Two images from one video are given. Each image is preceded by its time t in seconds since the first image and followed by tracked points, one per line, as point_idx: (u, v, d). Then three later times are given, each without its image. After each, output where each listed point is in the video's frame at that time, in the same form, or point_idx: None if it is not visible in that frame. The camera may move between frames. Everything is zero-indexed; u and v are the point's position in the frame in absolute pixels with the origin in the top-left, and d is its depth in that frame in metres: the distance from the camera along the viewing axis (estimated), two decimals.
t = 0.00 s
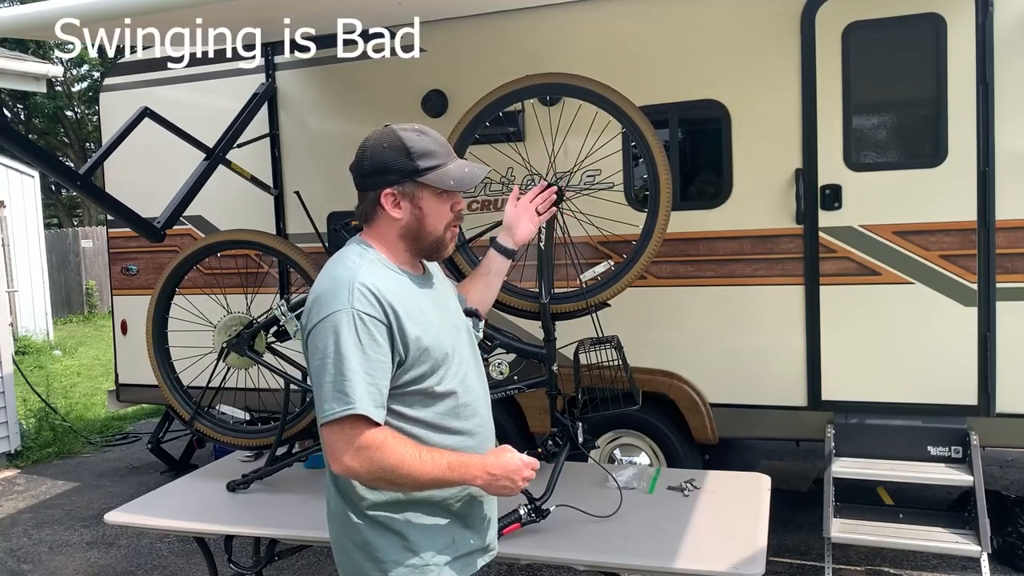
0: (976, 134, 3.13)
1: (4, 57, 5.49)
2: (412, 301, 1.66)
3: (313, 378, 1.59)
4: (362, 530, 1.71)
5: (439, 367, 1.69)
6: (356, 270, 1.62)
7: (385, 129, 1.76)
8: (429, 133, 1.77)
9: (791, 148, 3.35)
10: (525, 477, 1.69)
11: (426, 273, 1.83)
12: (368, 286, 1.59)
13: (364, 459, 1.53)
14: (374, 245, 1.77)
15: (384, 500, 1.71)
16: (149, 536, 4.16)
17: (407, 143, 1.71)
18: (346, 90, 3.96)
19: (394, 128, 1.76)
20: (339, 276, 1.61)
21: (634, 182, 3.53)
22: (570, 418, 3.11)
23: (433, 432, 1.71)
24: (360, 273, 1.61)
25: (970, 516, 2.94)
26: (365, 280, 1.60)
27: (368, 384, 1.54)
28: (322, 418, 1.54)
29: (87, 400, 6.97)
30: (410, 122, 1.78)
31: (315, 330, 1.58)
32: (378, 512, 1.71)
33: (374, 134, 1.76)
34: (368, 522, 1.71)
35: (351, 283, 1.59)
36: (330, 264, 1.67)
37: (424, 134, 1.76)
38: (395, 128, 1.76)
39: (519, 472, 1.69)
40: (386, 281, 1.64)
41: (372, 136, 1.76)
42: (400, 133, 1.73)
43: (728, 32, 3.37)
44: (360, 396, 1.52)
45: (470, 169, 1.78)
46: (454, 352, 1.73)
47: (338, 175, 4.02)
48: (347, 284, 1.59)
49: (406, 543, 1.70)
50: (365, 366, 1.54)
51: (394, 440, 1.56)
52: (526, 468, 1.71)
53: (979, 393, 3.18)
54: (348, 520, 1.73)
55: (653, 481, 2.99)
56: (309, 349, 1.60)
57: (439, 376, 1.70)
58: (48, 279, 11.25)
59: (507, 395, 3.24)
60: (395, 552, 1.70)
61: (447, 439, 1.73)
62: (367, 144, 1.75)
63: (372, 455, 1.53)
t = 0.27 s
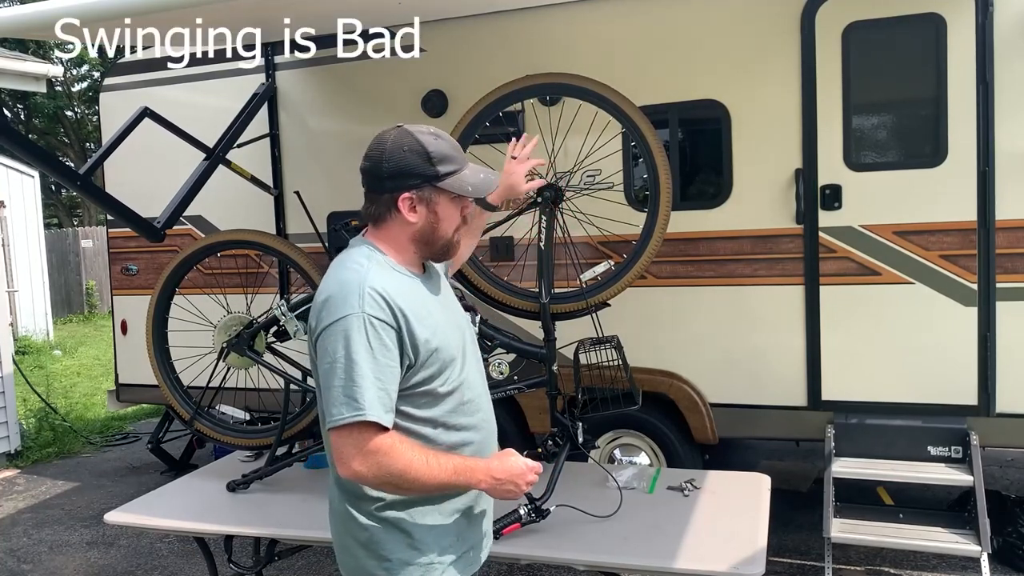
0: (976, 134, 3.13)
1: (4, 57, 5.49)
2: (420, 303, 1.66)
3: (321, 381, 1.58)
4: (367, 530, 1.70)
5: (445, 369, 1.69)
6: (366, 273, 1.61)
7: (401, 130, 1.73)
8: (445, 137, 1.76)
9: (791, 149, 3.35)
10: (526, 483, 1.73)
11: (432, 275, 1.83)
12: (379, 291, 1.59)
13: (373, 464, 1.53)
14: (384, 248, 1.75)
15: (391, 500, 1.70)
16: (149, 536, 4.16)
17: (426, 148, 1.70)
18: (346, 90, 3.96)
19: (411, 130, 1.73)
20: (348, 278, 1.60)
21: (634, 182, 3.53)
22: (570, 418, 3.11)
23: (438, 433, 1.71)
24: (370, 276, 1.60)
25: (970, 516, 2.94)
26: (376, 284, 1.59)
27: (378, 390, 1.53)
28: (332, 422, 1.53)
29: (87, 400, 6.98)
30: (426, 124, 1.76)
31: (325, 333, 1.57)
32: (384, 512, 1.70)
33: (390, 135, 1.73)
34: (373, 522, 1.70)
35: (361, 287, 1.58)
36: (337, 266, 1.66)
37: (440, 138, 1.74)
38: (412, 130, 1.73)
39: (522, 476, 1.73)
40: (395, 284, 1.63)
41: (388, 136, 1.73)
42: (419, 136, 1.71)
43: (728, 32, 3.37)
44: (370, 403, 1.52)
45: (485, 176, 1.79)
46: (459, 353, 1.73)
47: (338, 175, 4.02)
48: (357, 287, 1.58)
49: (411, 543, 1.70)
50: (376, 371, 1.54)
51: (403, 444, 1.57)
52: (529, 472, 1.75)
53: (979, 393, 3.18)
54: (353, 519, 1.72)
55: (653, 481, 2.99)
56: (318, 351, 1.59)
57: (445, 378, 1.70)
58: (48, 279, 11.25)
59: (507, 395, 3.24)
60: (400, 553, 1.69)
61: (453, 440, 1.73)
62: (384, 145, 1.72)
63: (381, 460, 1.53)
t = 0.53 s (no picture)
0: (976, 134, 3.13)
1: (4, 57, 5.49)
2: (433, 312, 1.65)
3: (335, 391, 1.56)
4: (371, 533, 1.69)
5: (453, 377, 1.69)
6: (383, 282, 1.59)
7: (437, 141, 1.72)
8: (477, 154, 1.76)
9: (791, 149, 3.35)
10: (532, 493, 1.74)
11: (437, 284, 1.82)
12: (397, 302, 1.57)
13: (385, 476, 1.53)
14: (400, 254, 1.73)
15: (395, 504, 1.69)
16: (149, 536, 4.16)
17: (464, 166, 1.70)
18: (346, 90, 3.96)
19: (447, 143, 1.72)
20: (365, 287, 1.58)
21: (634, 182, 3.53)
22: (570, 418, 3.11)
23: (447, 438, 1.71)
24: (388, 286, 1.58)
25: (971, 516, 2.94)
26: (394, 294, 1.58)
27: (395, 403, 1.52)
28: (347, 434, 1.52)
29: (87, 400, 6.98)
30: (460, 138, 1.76)
31: (341, 343, 1.54)
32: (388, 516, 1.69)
33: (425, 144, 1.71)
34: (377, 526, 1.69)
35: (379, 297, 1.56)
36: (352, 273, 1.63)
37: (474, 154, 1.75)
38: (447, 143, 1.73)
39: (529, 486, 1.73)
40: (411, 294, 1.62)
41: (424, 145, 1.71)
42: (457, 152, 1.70)
43: (728, 32, 3.37)
44: (388, 417, 1.51)
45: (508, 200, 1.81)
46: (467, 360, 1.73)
47: (339, 175, 4.02)
48: (375, 297, 1.56)
49: (413, 548, 1.70)
50: (393, 385, 1.53)
51: (414, 456, 1.56)
52: (535, 483, 1.75)
53: (979, 393, 3.18)
54: (355, 522, 1.71)
55: (653, 481, 2.99)
56: (332, 359, 1.57)
57: (453, 386, 1.70)
58: (48, 279, 11.25)
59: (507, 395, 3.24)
60: (403, 557, 1.69)
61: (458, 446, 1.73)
62: (420, 154, 1.70)
63: (394, 472, 1.53)
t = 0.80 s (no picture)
0: (976, 134, 3.13)
1: (4, 57, 5.49)
2: (435, 313, 1.65)
3: (337, 390, 1.55)
4: (368, 534, 1.69)
5: (454, 379, 1.69)
6: (385, 281, 1.59)
7: (437, 140, 1.73)
8: (474, 150, 1.80)
9: (790, 148, 3.35)
10: (530, 497, 1.74)
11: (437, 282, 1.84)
12: (400, 301, 1.57)
13: (387, 476, 1.52)
14: (407, 256, 1.72)
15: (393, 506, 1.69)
16: (149, 536, 4.16)
17: (469, 162, 1.73)
18: (346, 90, 3.96)
19: (447, 141, 1.74)
20: (368, 286, 1.58)
21: (633, 182, 3.53)
22: (569, 418, 3.11)
23: (447, 441, 1.71)
24: (390, 284, 1.59)
25: (971, 516, 2.94)
26: (397, 293, 1.58)
27: (398, 403, 1.52)
28: (349, 434, 1.51)
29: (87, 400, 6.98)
30: (456, 134, 1.78)
31: (344, 341, 1.54)
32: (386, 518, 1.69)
33: (427, 143, 1.71)
34: (375, 527, 1.69)
35: (382, 296, 1.56)
36: (353, 272, 1.63)
37: (471, 151, 1.78)
38: (446, 141, 1.74)
39: (528, 489, 1.74)
40: (413, 293, 1.62)
41: (426, 144, 1.71)
42: (460, 149, 1.73)
43: (728, 32, 3.37)
44: (391, 416, 1.51)
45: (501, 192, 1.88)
46: (467, 362, 1.74)
47: (339, 175, 4.02)
48: (377, 296, 1.56)
49: (410, 550, 1.70)
50: (396, 384, 1.53)
51: (416, 456, 1.56)
52: (534, 486, 1.76)
53: (979, 393, 3.18)
54: (353, 523, 1.71)
55: (653, 481, 2.99)
56: (334, 358, 1.56)
57: (454, 388, 1.70)
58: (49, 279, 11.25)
59: (507, 395, 3.24)
60: (400, 559, 1.69)
61: (457, 449, 1.73)
62: (425, 153, 1.70)
63: (396, 473, 1.53)
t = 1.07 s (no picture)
0: (976, 134, 3.13)
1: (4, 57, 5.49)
2: (427, 304, 1.65)
3: (335, 388, 1.55)
4: (372, 533, 1.70)
5: (451, 370, 1.70)
6: (374, 275, 1.59)
7: (419, 133, 1.72)
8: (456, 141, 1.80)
9: (790, 148, 3.35)
10: (540, 478, 1.74)
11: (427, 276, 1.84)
12: (390, 293, 1.57)
13: (393, 469, 1.53)
14: (397, 251, 1.72)
15: (396, 504, 1.70)
16: (149, 536, 4.16)
17: (454, 153, 1.73)
18: (346, 90, 3.96)
19: (431, 134, 1.74)
20: (357, 281, 1.58)
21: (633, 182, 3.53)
22: (569, 418, 3.11)
23: (447, 435, 1.71)
24: (378, 279, 1.58)
25: (970, 516, 2.94)
26: (387, 286, 1.58)
27: (397, 394, 1.52)
28: (350, 429, 1.51)
29: (88, 400, 6.98)
30: (438, 127, 1.78)
31: (338, 338, 1.54)
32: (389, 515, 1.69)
33: (410, 136, 1.71)
34: (378, 526, 1.70)
35: (371, 290, 1.56)
36: (343, 269, 1.62)
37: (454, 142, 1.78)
38: (430, 134, 1.74)
39: (535, 472, 1.74)
40: (403, 286, 1.62)
41: (411, 138, 1.70)
42: (445, 141, 1.73)
43: (728, 32, 3.37)
44: (392, 408, 1.51)
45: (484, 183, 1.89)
46: (462, 354, 1.74)
47: (338, 175, 4.02)
48: (367, 290, 1.56)
49: (415, 547, 1.70)
50: (393, 376, 1.53)
51: (420, 447, 1.56)
52: (541, 468, 1.76)
53: (979, 393, 3.18)
54: (356, 522, 1.71)
55: (653, 481, 2.99)
56: (329, 357, 1.56)
57: (451, 380, 1.70)
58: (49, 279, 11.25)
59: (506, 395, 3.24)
60: (404, 556, 1.69)
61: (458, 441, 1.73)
62: (411, 147, 1.69)
63: (401, 464, 1.53)
